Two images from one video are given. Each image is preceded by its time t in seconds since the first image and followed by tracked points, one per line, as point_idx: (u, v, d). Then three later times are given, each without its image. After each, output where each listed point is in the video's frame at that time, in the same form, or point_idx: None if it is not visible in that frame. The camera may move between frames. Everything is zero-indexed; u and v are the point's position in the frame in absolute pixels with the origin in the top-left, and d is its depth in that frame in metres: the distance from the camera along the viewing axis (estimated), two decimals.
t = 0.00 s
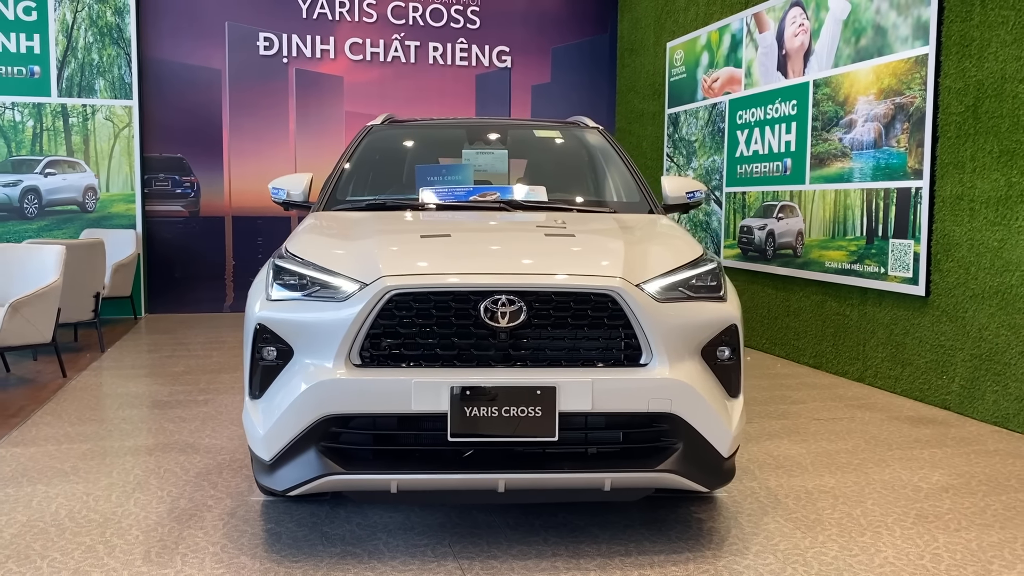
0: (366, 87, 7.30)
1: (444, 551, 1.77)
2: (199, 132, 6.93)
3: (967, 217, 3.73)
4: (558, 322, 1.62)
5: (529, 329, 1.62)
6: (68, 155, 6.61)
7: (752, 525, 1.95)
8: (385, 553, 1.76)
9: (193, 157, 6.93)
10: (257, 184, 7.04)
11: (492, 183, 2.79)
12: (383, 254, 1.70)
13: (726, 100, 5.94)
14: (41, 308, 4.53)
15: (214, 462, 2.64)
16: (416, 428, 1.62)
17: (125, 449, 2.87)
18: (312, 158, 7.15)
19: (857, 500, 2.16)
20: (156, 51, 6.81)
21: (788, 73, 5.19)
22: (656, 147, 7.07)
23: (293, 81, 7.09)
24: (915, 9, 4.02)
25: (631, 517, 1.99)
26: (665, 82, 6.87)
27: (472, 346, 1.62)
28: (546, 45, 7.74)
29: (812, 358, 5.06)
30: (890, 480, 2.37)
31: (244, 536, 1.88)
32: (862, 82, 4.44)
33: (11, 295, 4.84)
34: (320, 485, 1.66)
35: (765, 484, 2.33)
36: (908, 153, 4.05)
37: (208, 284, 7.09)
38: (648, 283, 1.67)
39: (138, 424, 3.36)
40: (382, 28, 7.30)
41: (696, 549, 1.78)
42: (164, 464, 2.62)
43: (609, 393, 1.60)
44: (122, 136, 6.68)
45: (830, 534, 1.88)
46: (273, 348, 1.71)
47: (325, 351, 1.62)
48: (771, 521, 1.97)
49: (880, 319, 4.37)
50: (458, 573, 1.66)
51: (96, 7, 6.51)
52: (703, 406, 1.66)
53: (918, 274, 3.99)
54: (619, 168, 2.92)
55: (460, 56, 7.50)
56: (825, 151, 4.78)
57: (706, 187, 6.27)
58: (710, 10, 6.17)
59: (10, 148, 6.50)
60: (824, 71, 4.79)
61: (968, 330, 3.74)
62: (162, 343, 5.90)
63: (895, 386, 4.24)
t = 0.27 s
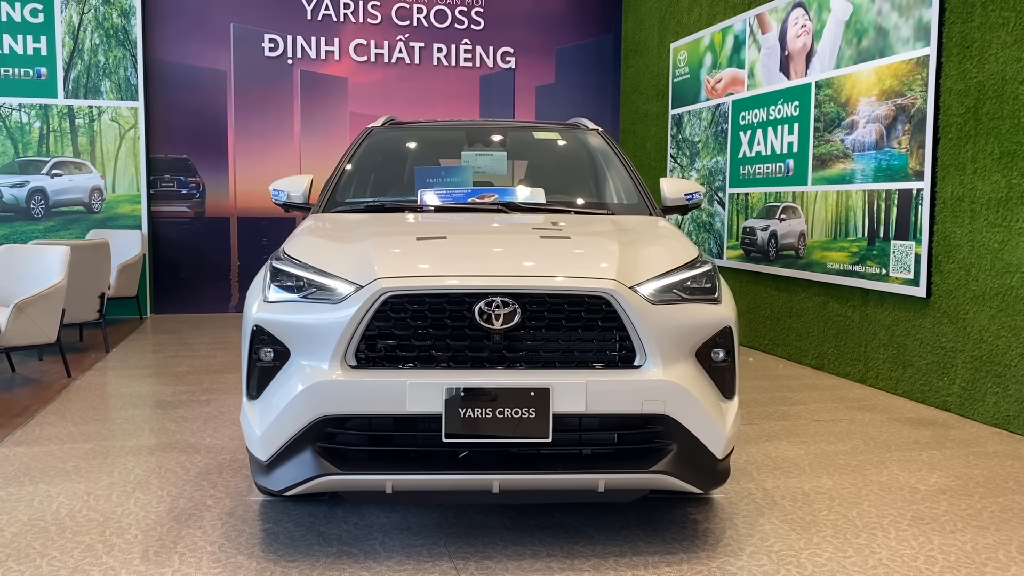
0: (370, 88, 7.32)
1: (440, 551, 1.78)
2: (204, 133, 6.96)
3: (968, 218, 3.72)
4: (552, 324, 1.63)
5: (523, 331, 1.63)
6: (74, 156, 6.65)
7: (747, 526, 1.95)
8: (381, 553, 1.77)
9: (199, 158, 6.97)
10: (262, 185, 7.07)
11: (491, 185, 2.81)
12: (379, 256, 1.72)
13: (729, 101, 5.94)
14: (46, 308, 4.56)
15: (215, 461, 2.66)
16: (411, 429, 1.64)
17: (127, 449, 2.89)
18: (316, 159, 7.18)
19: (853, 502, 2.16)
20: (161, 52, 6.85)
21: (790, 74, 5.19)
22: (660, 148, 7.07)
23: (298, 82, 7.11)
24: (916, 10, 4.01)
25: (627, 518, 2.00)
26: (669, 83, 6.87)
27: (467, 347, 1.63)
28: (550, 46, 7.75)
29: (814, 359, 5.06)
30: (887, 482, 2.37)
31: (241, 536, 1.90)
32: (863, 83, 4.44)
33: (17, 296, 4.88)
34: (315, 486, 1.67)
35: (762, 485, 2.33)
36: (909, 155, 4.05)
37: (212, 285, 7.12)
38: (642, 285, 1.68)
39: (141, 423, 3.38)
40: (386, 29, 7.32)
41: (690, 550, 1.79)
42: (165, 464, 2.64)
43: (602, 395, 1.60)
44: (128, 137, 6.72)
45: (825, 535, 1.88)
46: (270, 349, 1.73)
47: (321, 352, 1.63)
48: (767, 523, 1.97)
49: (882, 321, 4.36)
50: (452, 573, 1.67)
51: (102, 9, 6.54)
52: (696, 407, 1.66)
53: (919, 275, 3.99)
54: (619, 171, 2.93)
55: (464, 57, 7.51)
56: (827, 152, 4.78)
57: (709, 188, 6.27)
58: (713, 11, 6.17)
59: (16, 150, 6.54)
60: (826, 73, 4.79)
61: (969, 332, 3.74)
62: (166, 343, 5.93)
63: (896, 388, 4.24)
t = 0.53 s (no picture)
0: (376, 89, 7.35)
1: (436, 549, 1.80)
2: (211, 134, 7.00)
3: (970, 218, 3.71)
4: (548, 324, 1.64)
5: (519, 331, 1.64)
6: (82, 157, 6.69)
7: (744, 526, 1.96)
8: (378, 551, 1.79)
9: (205, 158, 7.00)
10: (268, 185, 7.11)
11: (490, 186, 2.82)
12: (376, 257, 1.73)
13: (734, 101, 5.94)
14: (53, 307, 4.60)
15: (217, 460, 2.68)
16: (407, 428, 1.65)
17: (131, 447, 2.91)
18: (322, 159, 7.21)
19: (851, 502, 2.16)
20: (169, 53, 6.88)
21: (794, 74, 5.19)
22: (665, 148, 7.07)
23: (303, 83, 7.14)
24: (919, 11, 4.01)
25: (624, 517, 2.01)
26: (674, 83, 6.88)
27: (463, 347, 1.65)
28: (555, 47, 7.76)
29: (818, 359, 5.05)
30: (886, 482, 2.37)
31: (241, 534, 1.91)
32: (866, 84, 4.43)
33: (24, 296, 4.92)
34: (313, 485, 1.69)
35: (761, 485, 2.34)
36: (912, 155, 4.04)
37: (217, 285, 7.16)
38: (638, 286, 1.69)
39: (145, 422, 3.40)
40: (392, 30, 7.35)
41: (686, 550, 1.80)
42: (168, 462, 2.66)
43: (597, 394, 1.61)
44: (135, 138, 6.76)
45: (821, 535, 1.89)
46: (269, 349, 1.75)
47: (319, 352, 1.65)
48: (764, 522, 1.98)
49: (885, 322, 4.36)
50: (449, 572, 1.68)
51: (110, 10, 6.58)
52: (692, 407, 1.67)
53: (921, 276, 3.99)
54: (621, 171, 2.93)
55: (469, 57, 7.53)
56: (830, 153, 4.78)
57: (713, 189, 6.27)
58: (718, 12, 6.17)
59: (25, 150, 6.59)
60: (830, 73, 4.78)
61: (971, 333, 3.73)
62: (172, 343, 5.97)
63: (898, 389, 4.23)
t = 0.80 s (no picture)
0: (383, 89, 7.37)
1: (435, 548, 1.81)
2: (219, 134, 7.03)
3: (974, 219, 3.70)
4: (545, 324, 1.65)
5: (516, 330, 1.65)
6: (91, 157, 6.74)
7: (742, 526, 1.96)
8: (377, 549, 1.80)
9: (213, 158, 7.04)
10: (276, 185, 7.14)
11: (492, 186, 2.83)
12: (375, 257, 1.74)
13: (740, 101, 5.93)
14: (60, 307, 4.64)
15: (220, 458, 2.70)
16: (405, 427, 1.66)
17: (136, 445, 2.94)
18: (329, 160, 7.24)
19: (851, 502, 2.16)
20: (177, 54, 6.92)
21: (799, 74, 5.17)
22: (671, 148, 7.06)
23: (311, 83, 7.17)
24: (924, 10, 3.99)
25: (623, 516, 2.02)
26: (680, 83, 6.87)
27: (461, 346, 1.65)
28: (562, 47, 7.76)
29: (823, 360, 5.04)
30: (887, 483, 2.37)
31: (242, 531, 1.93)
32: (871, 84, 4.42)
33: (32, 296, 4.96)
34: (312, 483, 1.70)
35: (761, 485, 2.34)
36: (917, 155, 4.03)
37: (224, 284, 7.20)
38: (635, 286, 1.70)
39: (150, 421, 3.43)
40: (399, 31, 7.37)
41: (683, 549, 1.80)
42: (172, 460, 2.68)
43: (594, 394, 1.62)
44: (144, 138, 6.81)
45: (820, 535, 1.89)
46: (269, 348, 1.76)
47: (317, 351, 1.66)
48: (762, 522, 1.98)
49: (890, 322, 4.34)
50: (446, 570, 1.69)
51: (118, 12, 6.63)
52: (689, 407, 1.67)
53: (926, 276, 3.97)
54: (624, 172, 2.93)
55: (476, 58, 7.54)
56: (835, 153, 4.76)
57: (719, 189, 6.26)
58: (724, 11, 6.16)
59: (35, 151, 6.65)
60: (835, 73, 4.77)
61: (975, 333, 3.71)
62: (180, 342, 6.01)
63: (903, 389, 4.22)
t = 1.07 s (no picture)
0: (391, 89, 7.39)
1: (435, 547, 1.81)
2: (227, 134, 7.06)
3: (982, 218, 3.68)
4: (545, 324, 1.65)
5: (515, 330, 1.65)
6: (102, 157, 6.78)
7: (744, 526, 1.95)
8: (378, 548, 1.80)
9: (222, 158, 7.07)
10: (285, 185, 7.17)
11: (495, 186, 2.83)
12: (375, 256, 1.75)
13: (748, 100, 5.91)
14: (68, 306, 4.67)
15: (224, 457, 2.71)
16: (405, 426, 1.67)
17: (141, 444, 2.95)
18: (337, 159, 7.26)
19: (854, 503, 2.15)
20: (186, 54, 6.96)
21: (807, 73, 5.15)
22: (679, 148, 7.05)
23: (319, 84, 7.20)
24: (931, 9, 3.97)
25: (624, 516, 2.01)
26: (688, 82, 6.85)
27: (461, 346, 1.65)
28: (570, 46, 7.75)
29: (830, 360, 5.01)
30: (891, 484, 2.35)
31: (243, 529, 1.94)
32: (879, 83, 4.39)
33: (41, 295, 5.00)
34: (313, 481, 1.71)
35: (764, 486, 2.33)
36: (924, 155, 4.00)
37: (232, 283, 7.23)
38: (634, 285, 1.69)
39: (157, 419, 3.45)
40: (407, 31, 7.38)
41: (684, 549, 1.80)
42: (177, 458, 2.70)
43: (593, 393, 1.62)
44: (153, 138, 6.85)
45: (821, 536, 1.88)
46: (270, 347, 1.77)
47: (317, 350, 1.67)
48: (764, 523, 1.97)
49: (897, 322, 4.32)
50: (445, 569, 1.69)
51: (128, 12, 6.67)
52: (689, 406, 1.67)
53: (933, 276, 3.94)
54: (629, 172, 2.92)
55: (484, 58, 7.55)
56: (843, 152, 4.74)
57: (727, 188, 6.24)
58: (732, 11, 6.15)
59: (45, 151, 6.70)
60: (842, 72, 4.75)
61: (983, 333, 3.69)
62: (188, 341, 6.04)
63: (911, 390, 4.19)
